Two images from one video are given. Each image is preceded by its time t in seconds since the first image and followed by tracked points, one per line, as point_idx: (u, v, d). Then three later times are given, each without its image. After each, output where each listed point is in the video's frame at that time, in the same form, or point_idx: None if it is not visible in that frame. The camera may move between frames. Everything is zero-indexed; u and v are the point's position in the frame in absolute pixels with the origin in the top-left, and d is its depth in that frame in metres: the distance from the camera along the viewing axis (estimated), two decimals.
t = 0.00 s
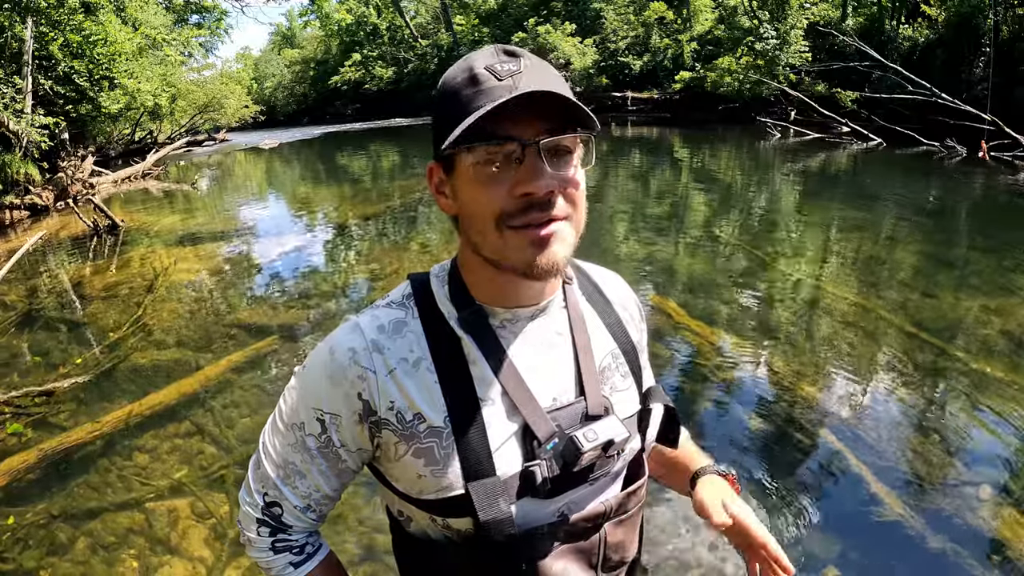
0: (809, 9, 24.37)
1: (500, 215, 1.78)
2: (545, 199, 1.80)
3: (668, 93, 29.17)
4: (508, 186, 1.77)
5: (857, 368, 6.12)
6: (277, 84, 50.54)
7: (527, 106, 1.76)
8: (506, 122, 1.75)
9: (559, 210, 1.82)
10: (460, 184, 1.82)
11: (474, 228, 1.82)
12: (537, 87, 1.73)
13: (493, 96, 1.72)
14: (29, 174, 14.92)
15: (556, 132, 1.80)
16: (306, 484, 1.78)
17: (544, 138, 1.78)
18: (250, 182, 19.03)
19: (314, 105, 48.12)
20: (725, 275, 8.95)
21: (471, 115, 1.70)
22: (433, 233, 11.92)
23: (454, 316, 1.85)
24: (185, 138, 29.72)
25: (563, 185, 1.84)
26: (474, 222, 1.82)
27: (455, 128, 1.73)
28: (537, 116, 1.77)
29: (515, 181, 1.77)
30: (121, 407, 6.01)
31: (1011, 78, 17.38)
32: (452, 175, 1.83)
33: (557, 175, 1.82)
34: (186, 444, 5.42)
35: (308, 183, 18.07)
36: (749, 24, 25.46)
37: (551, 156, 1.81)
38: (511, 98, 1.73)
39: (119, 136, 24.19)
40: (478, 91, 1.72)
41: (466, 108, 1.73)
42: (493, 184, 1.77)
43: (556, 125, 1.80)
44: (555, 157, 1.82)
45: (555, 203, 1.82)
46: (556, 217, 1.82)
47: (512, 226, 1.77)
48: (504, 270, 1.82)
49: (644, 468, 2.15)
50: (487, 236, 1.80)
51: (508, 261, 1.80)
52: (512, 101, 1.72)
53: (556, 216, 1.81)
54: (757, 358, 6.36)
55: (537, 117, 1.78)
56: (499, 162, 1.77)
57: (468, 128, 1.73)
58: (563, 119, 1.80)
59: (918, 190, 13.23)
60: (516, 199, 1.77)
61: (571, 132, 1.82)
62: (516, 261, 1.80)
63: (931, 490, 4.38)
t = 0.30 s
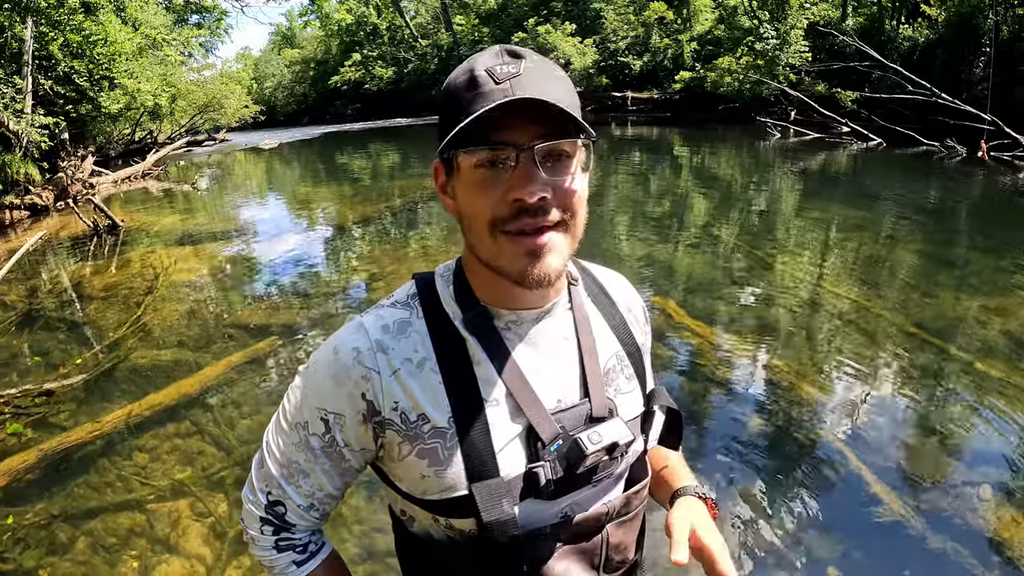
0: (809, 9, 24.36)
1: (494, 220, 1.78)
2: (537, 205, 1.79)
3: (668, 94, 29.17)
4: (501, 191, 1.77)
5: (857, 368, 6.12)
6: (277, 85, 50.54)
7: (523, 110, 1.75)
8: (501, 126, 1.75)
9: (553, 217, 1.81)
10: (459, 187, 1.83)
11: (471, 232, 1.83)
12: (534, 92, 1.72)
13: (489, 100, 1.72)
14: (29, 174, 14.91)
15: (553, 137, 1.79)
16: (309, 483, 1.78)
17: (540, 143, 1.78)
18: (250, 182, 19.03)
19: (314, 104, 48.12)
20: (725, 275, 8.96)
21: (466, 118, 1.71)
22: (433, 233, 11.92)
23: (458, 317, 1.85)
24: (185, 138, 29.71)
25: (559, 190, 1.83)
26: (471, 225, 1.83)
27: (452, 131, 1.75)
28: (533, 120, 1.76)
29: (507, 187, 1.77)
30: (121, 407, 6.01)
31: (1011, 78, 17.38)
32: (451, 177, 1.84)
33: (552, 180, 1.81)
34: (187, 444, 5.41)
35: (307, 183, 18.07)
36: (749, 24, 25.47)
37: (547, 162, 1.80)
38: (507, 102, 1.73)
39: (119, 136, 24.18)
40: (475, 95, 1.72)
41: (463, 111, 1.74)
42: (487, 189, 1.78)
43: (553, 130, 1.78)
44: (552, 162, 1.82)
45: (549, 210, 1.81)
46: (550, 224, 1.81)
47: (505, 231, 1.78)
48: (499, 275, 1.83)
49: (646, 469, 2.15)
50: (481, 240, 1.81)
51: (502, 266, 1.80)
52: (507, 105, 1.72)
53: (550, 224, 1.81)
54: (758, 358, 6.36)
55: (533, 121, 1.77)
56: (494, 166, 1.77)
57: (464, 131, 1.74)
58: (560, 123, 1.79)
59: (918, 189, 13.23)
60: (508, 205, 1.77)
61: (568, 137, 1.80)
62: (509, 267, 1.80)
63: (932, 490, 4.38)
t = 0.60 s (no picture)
0: (809, 9, 24.34)
1: (497, 222, 1.78)
2: (540, 208, 1.79)
3: (668, 94, 29.19)
4: (505, 194, 1.77)
5: (856, 368, 6.13)
6: (277, 85, 50.52)
7: (527, 112, 1.75)
8: (506, 128, 1.74)
9: (556, 221, 1.81)
10: (462, 188, 1.83)
11: (474, 232, 1.83)
12: (537, 94, 1.72)
13: (495, 102, 1.72)
14: (29, 174, 14.92)
15: (556, 140, 1.79)
16: (311, 483, 1.78)
17: (542, 147, 1.78)
18: (250, 182, 19.03)
19: (314, 105, 48.11)
20: (725, 274, 8.96)
21: (471, 119, 1.71)
22: (434, 233, 11.92)
23: (461, 317, 1.85)
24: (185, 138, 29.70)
25: (562, 193, 1.83)
26: (474, 227, 1.83)
27: (457, 130, 1.75)
28: (538, 122, 1.77)
29: (511, 189, 1.77)
30: (122, 407, 6.01)
31: (1011, 78, 17.39)
32: (455, 177, 1.84)
33: (555, 184, 1.81)
34: (187, 444, 5.42)
35: (307, 184, 18.07)
36: (749, 24, 25.47)
37: (551, 164, 1.81)
38: (511, 104, 1.73)
39: (119, 136, 24.18)
40: (482, 96, 1.73)
41: (467, 112, 1.73)
42: (490, 190, 1.77)
43: (557, 132, 1.79)
44: (555, 165, 1.82)
45: (553, 214, 1.81)
46: (553, 228, 1.81)
47: (508, 233, 1.78)
48: (501, 277, 1.83)
49: (648, 468, 2.15)
50: (484, 242, 1.81)
51: (505, 267, 1.80)
52: (511, 108, 1.72)
53: (553, 228, 1.80)
54: (758, 358, 6.36)
55: (537, 124, 1.77)
56: (499, 168, 1.77)
57: (468, 132, 1.74)
58: (565, 126, 1.79)
59: (918, 190, 13.24)
60: (512, 207, 1.77)
61: (573, 141, 1.81)
62: (511, 270, 1.80)
63: (932, 490, 4.39)
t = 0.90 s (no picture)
0: (809, 9, 24.33)
1: (498, 219, 1.79)
2: (540, 205, 1.79)
3: (668, 94, 29.19)
4: (506, 191, 1.77)
5: (856, 368, 6.13)
6: (277, 85, 50.48)
7: (529, 108, 1.75)
8: (507, 126, 1.75)
9: (556, 218, 1.81)
10: (463, 186, 1.83)
11: (475, 229, 1.83)
12: (539, 91, 1.72)
13: (496, 98, 1.72)
14: (29, 174, 14.91)
15: (557, 137, 1.79)
16: (313, 481, 1.78)
17: (544, 143, 1.78)
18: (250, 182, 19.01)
19: (314, 105, 48.09)
20: (725, 274, 8.96)
21: (473, 115, 1.72)
22: (434, 233, 11.92)
23: (463, 316, 1.85)
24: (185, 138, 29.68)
25: (564, 191, 1.83)
26: (476, 224, 1.83)
27: (458, 128, 1.75)
28: (540, 119, 1.77)
29: (512, 186, 1.77)
30: (122, 407, 6.01)
31: (1011, 78, 17.39)
32: (457, 175, 1.84)
33: (556, 180, 1.81)
34: (187, 444, 5.42)
35: (307, 184, 18.07)
36: (749, 24, 25.48)
37: (552, 162, 1.81)
38: (512, 101, 1.73)
39: (119, 136, 24.17)
40: (484, 93, 1.73)
41: (469, 109, 1.74)
42: (491, 188, 1.78)
43: (558, 129, 1.79)
44: (557, 162, 1.82)
45: (554, 211, 1.81)
46: (554, 225, 1.80)
47: (510, 230, 1.78)
48: (503, 274, 1.83)
49: (650, 468, 2.15)
50: (485, 239, 1.81)
51: (506, 264, 1.80)
52: (513, 103, 1.72)
53: (554, 225, 1.80)
54: (758, 359, 6.36)
55: (538, 121, 1.77)
56: (500, 165, 1.77)
57: (470, 129, 1.74)
58: (566, 123, 1.79)
59: (918, 190, 13.24)
60: (512, 204, 1.77)
61: (574, 138, 1.81)
62: (512, 267, 1.80)
63: (932, 490, 4.38)
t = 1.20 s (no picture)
0: (809, 9, 24.33)
1: (498, 220, 1.79)
2: (540, 206, 1.79)
3: (668, 94, 29.19)
4: (506, 191, 1.78)
5: (856, 368, 6.12)
6: (277, 85, 50.48)
7: (529, 107, 1.75)
8: (506, 126, 1.75)
9: (556, 219, 1.81)
10: (463, 186, 1.83)
11: (475, 229, 1.83)
12: (538, 91, 1.73)
13: (497, 99, 1.72)
14: (29, 175, 14.90)
15: (557, 138, 1.79)
16: (314, 481, 1.78)
17: (544, 144, 1.78)
18: (250, 182, 19.02)
19: (314, 105, 48.09)
20: (725, 275, 8.96)
21: (474, 115, 1.72)
22: (433, 233, 11.92)
23: (464, 314, 1.85)
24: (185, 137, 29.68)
25: (564, 191, 1.83)
26: (476, 224, 1.83)
27: (459, 128, 1.75)
28: (539, 119, 1.77)
29: (512, 186, 1.77)
30: (122, 407, 6.01)
31: (1011, 78, 17.39)
32: (457, 175, 1.85)
33: (556, 180, 1.81)
34: (187, 444, 5.42)
35: (308, 184, 18.06)
36: (749, 24, 25.47)
37: (552, 161, 1.81)
38: (512, 102, 1.73)
39: (119, 136, 24.16)
40: (484, 93, 1.73)
41: (468, 110, 1.74)
42: (491, 189, 1.78)
43: (558, 130, 1.79)
44: (557, 162, 1.82)
45: (554, 212, 1.81)
46: (554, 225, 1.81)
47: (510, 230, 1.78)
48: (502, 274, 1.83)
49: (651, 468, 2.14)
50: (485, 240, 1.81)
51: (506, 264, 1.81)
52: (513, 104, 1.72)
53: (554, 225, 1.81)
54: (758, 359, 6.35)
55: (539, 121, 1.77)
56: (501, 165, 1.77)
57: (470, 130, 1.74)
58: (566, 123, 1.79)
59: (918, 190, 13.24)
60: (512, 204, 1.77)
61: (574, 138, 1.81)
62: (512, 268, 1.81)
63: (932, 490, 4.39)
